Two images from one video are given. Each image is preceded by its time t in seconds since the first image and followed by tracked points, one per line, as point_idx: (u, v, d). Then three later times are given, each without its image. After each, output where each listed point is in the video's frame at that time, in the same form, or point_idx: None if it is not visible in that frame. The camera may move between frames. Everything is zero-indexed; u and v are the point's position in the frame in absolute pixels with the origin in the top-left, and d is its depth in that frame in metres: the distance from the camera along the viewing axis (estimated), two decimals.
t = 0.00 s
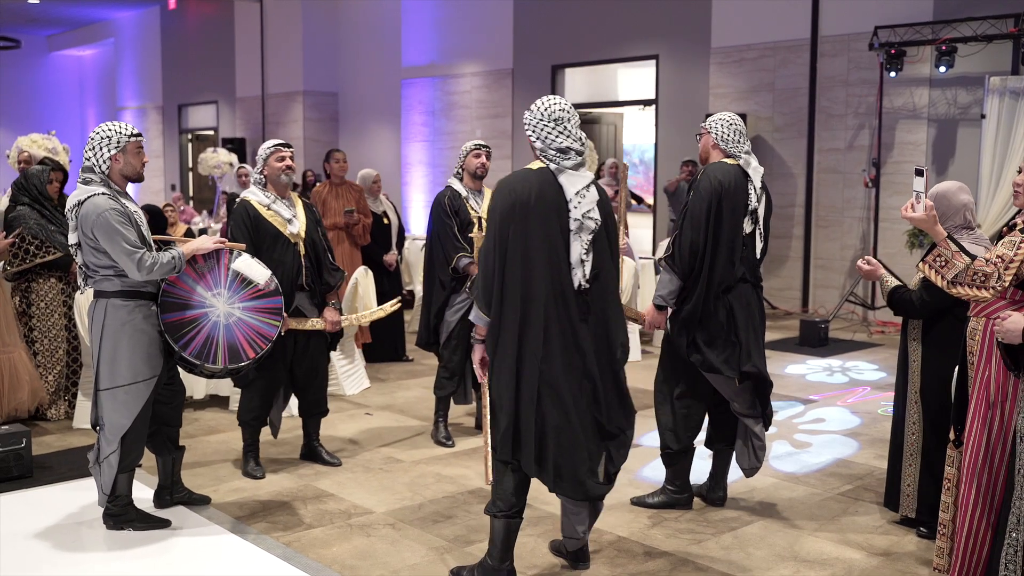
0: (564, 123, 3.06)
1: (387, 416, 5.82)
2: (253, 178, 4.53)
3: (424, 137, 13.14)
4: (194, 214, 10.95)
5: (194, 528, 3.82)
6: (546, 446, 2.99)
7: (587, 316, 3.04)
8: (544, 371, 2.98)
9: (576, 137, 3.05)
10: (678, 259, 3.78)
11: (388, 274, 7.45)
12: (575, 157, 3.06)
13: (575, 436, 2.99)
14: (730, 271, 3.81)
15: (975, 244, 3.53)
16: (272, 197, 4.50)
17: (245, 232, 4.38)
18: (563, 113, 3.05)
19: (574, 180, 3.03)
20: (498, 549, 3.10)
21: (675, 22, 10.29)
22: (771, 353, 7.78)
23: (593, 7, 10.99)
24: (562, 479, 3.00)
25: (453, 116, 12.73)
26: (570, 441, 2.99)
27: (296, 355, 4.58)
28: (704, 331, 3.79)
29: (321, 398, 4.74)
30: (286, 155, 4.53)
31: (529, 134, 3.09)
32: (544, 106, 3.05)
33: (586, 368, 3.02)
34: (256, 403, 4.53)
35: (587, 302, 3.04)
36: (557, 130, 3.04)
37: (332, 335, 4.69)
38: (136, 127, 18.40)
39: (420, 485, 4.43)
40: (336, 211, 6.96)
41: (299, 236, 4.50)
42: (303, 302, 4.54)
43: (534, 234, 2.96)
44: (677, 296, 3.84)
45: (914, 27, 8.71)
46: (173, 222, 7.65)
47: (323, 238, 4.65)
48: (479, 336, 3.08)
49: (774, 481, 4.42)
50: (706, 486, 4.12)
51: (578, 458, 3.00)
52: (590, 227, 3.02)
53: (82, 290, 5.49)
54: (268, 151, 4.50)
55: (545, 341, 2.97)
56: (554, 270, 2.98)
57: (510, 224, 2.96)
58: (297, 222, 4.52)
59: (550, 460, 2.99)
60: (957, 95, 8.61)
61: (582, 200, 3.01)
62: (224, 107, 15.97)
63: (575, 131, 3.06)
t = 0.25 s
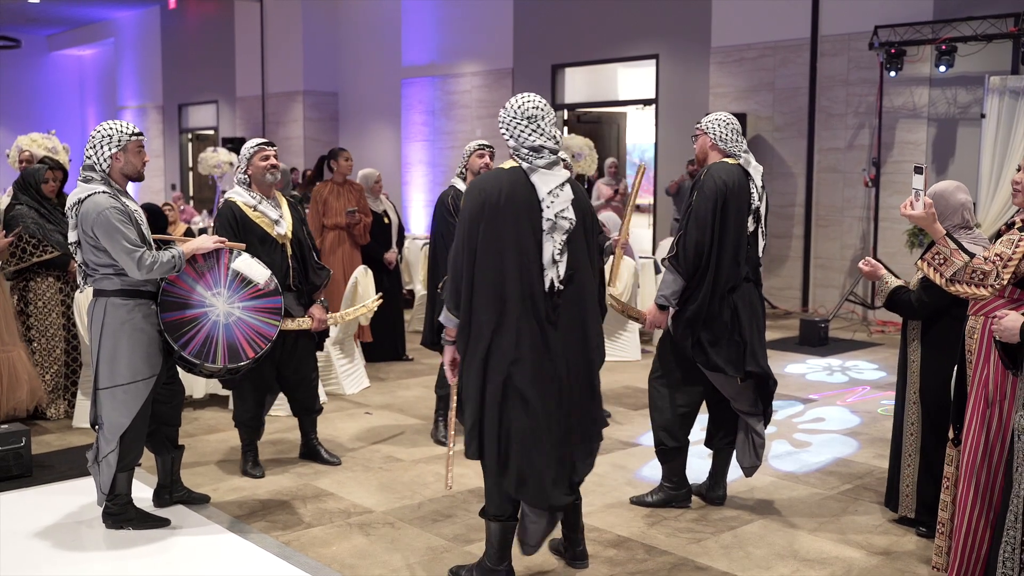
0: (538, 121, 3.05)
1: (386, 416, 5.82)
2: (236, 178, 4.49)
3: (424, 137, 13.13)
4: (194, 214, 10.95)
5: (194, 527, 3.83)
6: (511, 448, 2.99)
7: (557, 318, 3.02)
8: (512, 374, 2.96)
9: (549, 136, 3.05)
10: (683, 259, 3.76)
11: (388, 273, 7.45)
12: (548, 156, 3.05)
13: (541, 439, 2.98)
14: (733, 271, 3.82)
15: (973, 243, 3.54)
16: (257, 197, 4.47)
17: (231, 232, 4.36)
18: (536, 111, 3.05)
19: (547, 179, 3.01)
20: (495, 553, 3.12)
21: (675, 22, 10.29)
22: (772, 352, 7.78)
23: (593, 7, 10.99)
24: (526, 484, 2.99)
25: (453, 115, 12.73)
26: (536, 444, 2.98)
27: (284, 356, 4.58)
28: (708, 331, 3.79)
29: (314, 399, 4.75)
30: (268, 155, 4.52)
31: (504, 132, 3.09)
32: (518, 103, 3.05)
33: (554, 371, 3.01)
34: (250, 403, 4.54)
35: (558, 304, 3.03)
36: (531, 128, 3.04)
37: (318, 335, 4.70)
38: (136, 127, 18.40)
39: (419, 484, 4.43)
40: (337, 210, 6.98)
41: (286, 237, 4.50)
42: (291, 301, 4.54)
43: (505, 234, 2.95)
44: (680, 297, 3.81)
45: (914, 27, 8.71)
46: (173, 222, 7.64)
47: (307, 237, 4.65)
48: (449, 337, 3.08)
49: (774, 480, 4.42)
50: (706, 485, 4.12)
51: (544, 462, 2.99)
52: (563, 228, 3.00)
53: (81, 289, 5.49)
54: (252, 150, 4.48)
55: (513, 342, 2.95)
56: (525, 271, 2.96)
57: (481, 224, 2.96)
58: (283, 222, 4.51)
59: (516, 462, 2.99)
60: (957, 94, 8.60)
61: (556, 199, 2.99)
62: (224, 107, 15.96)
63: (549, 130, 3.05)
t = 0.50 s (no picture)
0: (523, 119, 3.04)
1: (386, 416, 5.82)
2: (230, 178, 4.48)
3: (424, 137, 13.13)
4: (195, 214, 10.95)
5: (194, 526, 3.83)
6: (487, 450, 2.98)
7: (540, 319, 3.02)
8: (491, 374, 2.96)
9: (535, 134, 3.04)
10: (686, 259, 3.75)
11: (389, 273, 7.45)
12: (535, 154, 3.05)
13: (517, 441, 2.97)
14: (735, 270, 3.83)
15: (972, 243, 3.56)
16: (253, 197, 4.46)
17: (226, 233, 4.36)
18: (520, 109, 3.04)
19: (532, 178, 3.00)
20: (495, 552, 3.12)
21: (675, 21, 10.29)
22: (772, 351, 7.78)
23: (594, 7, 10.99)
24: (503, 488, 2.98)
25: (453, 115, 12.73)
26: (515, 446, 2.97)
27: (283, 354, 4.61)
28: (711, 329, 3.79)
29: (312, 399, 4.76)
30: (264, 153, 4.49)
31: (489, 131, 3.08)
32: (503, 102, 3.04)
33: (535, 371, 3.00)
34: (251, 403, 4.53)
35: (540, 303, 3.03)
36: (516, 127, 3.03)
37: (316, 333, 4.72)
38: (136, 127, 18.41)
39: (420, 484, 4.42)
40: (342, 209, 6.97)
41: (283, 237, 4.50)
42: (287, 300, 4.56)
43: (489, 233, 2.95)
44: (683, 296, 3.79)
45: (915, 26, 8.70)
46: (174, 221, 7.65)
47: (303, 235, 4.66)
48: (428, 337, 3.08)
49: (774, 480, 4.42)
50: (706, 485, 4.12)
51: (524, 464, 2.98)
52: (548, 227, 3.00)
53: (81, 289, 5.49)
54: (249, 150, 4.46)
55: (494, 342, 2.94)
56: (508, 270, 2.96)
57: (465, 222, 2.95)
58: (280, 222, 4.51)
59: (494, 464, 2.97)
60: (958, 93, 8.60)
61: (541, 198, 2.99)
62: (224, 107, 15.97)
63: (535, 128, 3.05)
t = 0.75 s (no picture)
0: (521, 119, 3.04)
1: (386, 416, 5.82)
2: (240, 177, 4.48)
3: (424, 137, 13.12)
4: (195, 214, 10.95)
5: (192, 527, 3.82)
6: (488, 450, 2.97)
7: (538, 319, 3.01)
8: (490, 375, 2.95)
9: (532, 134, 3.04)
10: (683, 260, 3.75)
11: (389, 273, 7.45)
12: (533, 154, 3.04)
13: (517, 441, 2.96)
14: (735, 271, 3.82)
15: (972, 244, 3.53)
16: (260, 197, 4.45)
17: (236, 232, 4.34)
18: (519, 109, 3.03)
19: (529, 177, 2.98)
20: (494, 553, 3.12)
21: (675, 21, 10.28)
22: (772, 352, 7.78)
23: (593, 7, 10.98)
24: (504, 488, 2.98)
25: (452, 115, 12.72)
26: (515, 446, 2.96)
27: (288, 356, 4.61)
28: (710, 330, 3.78)
29: (313, 400, 4.75)
30: (271, 153, 4.50)
31: (488, 131, 3.08)
32: (501, 102, 3.04)
33: (535, 371, 2.99)
34: (253, 404, 4.53)
35: (539, 303, 3.02)
36: (513, 127, 3.03)
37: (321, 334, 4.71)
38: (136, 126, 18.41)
39: (419, 484, 4.42)
40: (343, 210, 6.97)
41: (289, 236, 4.50)
42: (296, 301, 4.59)
43: (486, 234, 2.94)
44: (681, 297, 3.80)
45: (915, 26, 8.69)
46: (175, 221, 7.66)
47: (309, 236, 4.66)
48: (430, 338, 3.10)
49: (774, 480, 4.41)
50: (705, 486, 4.11)
51: (524, 464, 2.98)
52: (546, 227, 2.97)
53: (79, 289, 5.49)
54: (259, 150, 4.47)
55: (492, 343, 2.94)
56: (505, 270, 2.95)
57: (462, 223, 2.95)
58: (287, 222, 4.50)
59: (495, 464, 2.97)
60: (958, 94, 8.60)
61: (538, 198, 2.97)
62: (224, 107, 15.96)
63: (532, 128, 3.04)
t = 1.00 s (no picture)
0: (536, 121, 3.04)
1: (386, 415, 5.81)
2: (256, 175, 4.49)
3: (425, 137, 13.12)
4: (195, 214, 10.95)
5: (193, 526, 3.82)
6: (503, 449, 2.98)
7: (553, 318, 3.03)
8: (505, 373, 2.96)
9: (548, 136, 3.04)
10: (680, 261, 3.75)
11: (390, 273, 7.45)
12: (549, 155, 3.04)
13: (533, 439, 2.97)
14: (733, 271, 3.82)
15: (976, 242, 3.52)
16: (274, 195, 4.47)
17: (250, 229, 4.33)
18: (533, 111, 3.04)
19: (545, 178, 3.00)
20: (495, 549, 3.11)
21: (675, 21, 10.28)
22: (772, 352, 7.77)
23: (594, 7, 10.99)
24: (517, 487, 2.98)
25: (453, 115, 12.72)
26: (529, 445, 2.97)
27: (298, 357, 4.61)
28: (709, 329, 3.79)
29: (317, 399, 4.74)
30: (286, 153, 4.52)
31: (503, 132, 3.08)
32: (516, 104, 3.04)
33: (548, 369, 3.00)
34: (260, 404, 4.53)
35: (554, 303, 3.03)
36: (529, 128, 3.03)
37: (332, 333, 4.70)
38: (137, 126, 18.41)
39: (419, 484, 4.42)
40: (343, 210, 6.96)
41: (302, 234, 4.49)
42: (308, 299, 4.58)
43: (503, 234, 2.95)
44: (678, 297, 3.80)
45: (915, 26, 8.68)
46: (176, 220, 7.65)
47: (323, 236, 4.65)
48: (448, 336, 3.07)
49: (774, 480, 4.41)
50: (706, 485, 4.11)
51: (540, 462, 2.99)
52: (561, 227, 2.99)
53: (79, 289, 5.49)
54: (276, 149, 4.48)
55: (508, 342, 2.95)
56: (521, 270, 2.96)
57: (479, 223, 2.95)
58: (300, 220, 4.50)
59: (508, 463, 2.98)
60: (958, 93, 8.60)
61: (554, 199, 2.98)
62: (225, 107, 15.96)
63: (548, 130, 3.04)
